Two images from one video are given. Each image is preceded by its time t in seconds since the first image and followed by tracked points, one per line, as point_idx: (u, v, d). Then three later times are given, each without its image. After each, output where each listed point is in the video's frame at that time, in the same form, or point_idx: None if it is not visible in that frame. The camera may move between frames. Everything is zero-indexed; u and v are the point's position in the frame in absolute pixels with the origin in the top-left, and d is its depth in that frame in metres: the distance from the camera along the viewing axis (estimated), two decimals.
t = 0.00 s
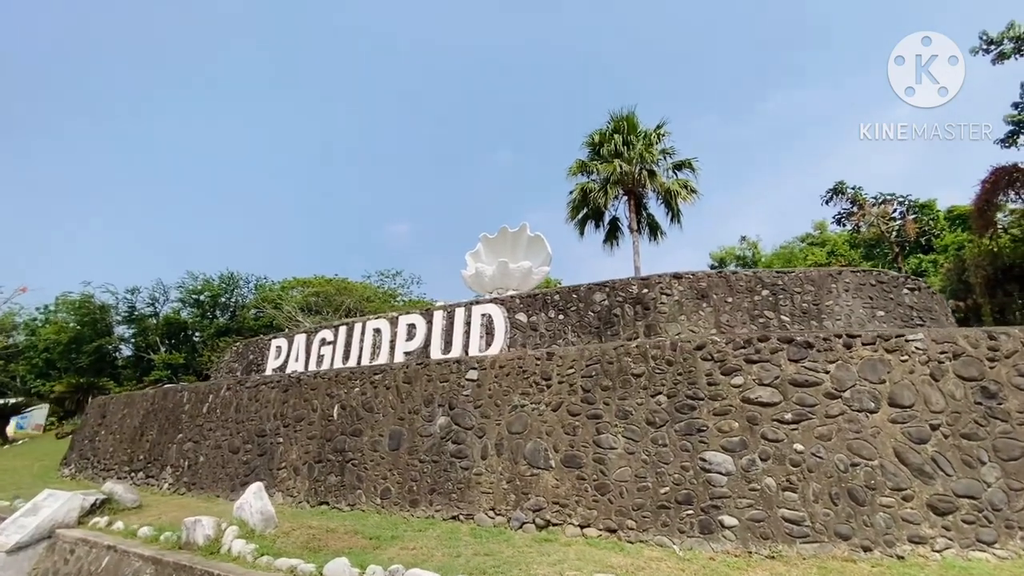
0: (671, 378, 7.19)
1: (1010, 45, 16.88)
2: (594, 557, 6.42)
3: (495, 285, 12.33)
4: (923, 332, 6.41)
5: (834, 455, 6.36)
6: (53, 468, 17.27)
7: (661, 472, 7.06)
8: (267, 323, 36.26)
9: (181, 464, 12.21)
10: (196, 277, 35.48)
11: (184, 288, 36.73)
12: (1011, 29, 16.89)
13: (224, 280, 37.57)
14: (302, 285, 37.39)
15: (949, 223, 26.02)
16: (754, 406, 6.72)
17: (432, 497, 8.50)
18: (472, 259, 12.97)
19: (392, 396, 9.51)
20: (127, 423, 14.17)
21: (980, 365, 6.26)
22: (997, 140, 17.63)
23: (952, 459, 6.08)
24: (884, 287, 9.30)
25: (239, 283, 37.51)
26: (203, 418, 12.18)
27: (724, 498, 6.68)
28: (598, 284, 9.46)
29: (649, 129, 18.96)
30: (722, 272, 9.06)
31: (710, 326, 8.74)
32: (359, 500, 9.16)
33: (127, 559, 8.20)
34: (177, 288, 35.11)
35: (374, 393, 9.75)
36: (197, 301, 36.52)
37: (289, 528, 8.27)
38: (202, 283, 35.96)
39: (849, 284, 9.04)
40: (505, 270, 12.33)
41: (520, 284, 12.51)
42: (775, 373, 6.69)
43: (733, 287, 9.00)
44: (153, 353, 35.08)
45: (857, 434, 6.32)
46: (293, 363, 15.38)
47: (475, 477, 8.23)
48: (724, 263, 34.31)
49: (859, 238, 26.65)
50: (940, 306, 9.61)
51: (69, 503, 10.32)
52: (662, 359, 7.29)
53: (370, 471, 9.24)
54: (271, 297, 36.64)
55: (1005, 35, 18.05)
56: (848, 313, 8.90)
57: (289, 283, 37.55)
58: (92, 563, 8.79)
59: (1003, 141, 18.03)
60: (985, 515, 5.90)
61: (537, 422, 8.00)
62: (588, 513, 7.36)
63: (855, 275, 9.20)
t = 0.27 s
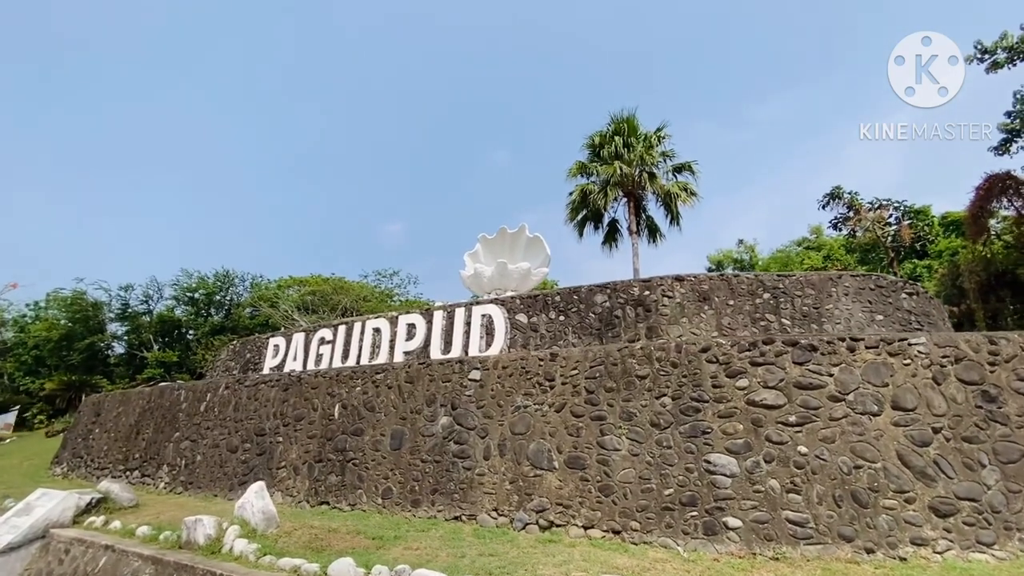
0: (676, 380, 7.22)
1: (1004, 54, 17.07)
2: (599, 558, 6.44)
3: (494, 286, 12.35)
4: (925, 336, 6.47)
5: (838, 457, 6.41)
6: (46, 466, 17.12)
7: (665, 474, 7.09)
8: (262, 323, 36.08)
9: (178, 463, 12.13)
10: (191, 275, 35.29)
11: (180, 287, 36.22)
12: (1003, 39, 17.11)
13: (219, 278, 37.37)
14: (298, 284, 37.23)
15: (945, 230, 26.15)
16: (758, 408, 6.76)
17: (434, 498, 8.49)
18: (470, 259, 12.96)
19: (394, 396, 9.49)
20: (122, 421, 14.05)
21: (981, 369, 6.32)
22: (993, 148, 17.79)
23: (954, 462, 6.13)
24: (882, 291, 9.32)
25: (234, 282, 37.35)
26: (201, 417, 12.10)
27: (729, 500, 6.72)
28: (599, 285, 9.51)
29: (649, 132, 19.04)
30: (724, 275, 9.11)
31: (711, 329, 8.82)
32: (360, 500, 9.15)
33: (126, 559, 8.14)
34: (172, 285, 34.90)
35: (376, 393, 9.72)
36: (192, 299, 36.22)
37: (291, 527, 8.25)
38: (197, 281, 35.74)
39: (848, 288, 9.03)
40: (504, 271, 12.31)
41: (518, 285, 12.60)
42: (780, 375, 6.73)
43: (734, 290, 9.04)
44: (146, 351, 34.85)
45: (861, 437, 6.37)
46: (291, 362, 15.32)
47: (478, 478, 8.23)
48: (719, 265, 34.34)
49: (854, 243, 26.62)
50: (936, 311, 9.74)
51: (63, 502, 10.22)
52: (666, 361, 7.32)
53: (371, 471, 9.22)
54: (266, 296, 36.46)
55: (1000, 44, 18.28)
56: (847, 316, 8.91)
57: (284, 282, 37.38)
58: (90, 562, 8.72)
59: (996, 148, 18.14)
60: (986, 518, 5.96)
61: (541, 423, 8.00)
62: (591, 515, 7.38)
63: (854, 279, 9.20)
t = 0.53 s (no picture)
0: (689, 388, 6.85)
1: None
2: None
3: (491, 286, 12.69)
4: (955, 343, 6.10)
5: (861, 472, 6.05)
6: (7, 477, 16.27)
7: (677, 489, 6.68)
8: (240, 324, 35.18)
9: (152, 474, 11.48)
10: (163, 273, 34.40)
11: (152, 285, 35.54)
12: None
13: (194, 276, 36.43)
14: (279, 284, 36.35)
15: (971, 229, 25.73)
16: (776, 419, 6.42)
17: (427, 513, 8.02)
18: (466, 259, 13.30)
19: (385, 404, 8.98)
20: (91, 429, 13.32)
21: (1015, 378, 5.90)
22: None
23: (985, 477, 5.76)
24: (908, 294, 8.98)
25: (210, 281, 36.44)
26: (176, 425, 11.45)
27: (744, 517, 6.32)
28: (606, 286, 9.32)
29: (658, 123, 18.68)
30: (739, 276, 8.76)
31: (725, 333, 8.51)
32: (349, 516, 8.66)
33: None
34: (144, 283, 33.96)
35: (365, 400, 9.20)
36: (165, 299, 35.38)
37: (274, 545, 7.71)
38: (170, 280, 34.89)
39: (871, 291, 8.76)
40: (501, 271, 12.73)
41: (516, 286, 12.93)
42: (800, 384, 6.40)
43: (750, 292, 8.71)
44: (116, 355, 33.90)
45: (885, 450, 6.02)
46: (273, 367, 14.72)
47: (475, 492, 7.77)
48: (735, 267, 34.25)
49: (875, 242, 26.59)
50: (967, 316, 9.24)
51: (28, 516, 9.51)
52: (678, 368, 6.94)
53: (360, 485, 8.72)
54: (246, 296, 35.55)
55: None
56: (871, 321, 8.64)
57: (266, 282, 36.50)
58: None
59: None
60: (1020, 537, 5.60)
61: (543, 434, 7.57)
62: (597, 532, 6.95)
63: (878, 282, 8.90)
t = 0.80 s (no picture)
0: (696, 393, 6.65)
1: None
2: None
3: (489, 286, 13.67)
4: (973, 346, 5.87)
5: (875, 481, 5.83)
6: None
7: (683, 498, 6.42)
8: (227, 325, 34.66)
9: (133, 483, 11.08)
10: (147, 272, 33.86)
11: (133, 283, 35.04)
12: None
13: (179, 275, 35.87)
14: (268, 284, 35.96)
15: (991, 227, 25.68)
16: (787, 426, 6.20)
17: (422, 523, 7.75)
18: (465, 258, 14.25)
19: (378, 409, 8.67)
20: (70, 435, 12.87)
21: None
22: None
23: (1004, 487, 5.54)
24: (924, 296, 9.43)
25: (195, 280, 35.92)
26: (159, 431, 11.06)
27: (754, 527, 6.07)
28: (609, 288, 9.77)
29: (664, 118, 18.49)
30: (748, 278, 9.21)
31: (734, 336, 8.97)
32: (340, 526, 8.35)
33: None
34: (126, 283, 33.40)
35: (357, 405, 8.89)
36: (147, 299, 34.83)
37: (262, 556, 7.38)
38: (153, 279, 34.32)
39: (887, 293, 9.22)
40: (500, 272, 13.64)
41: (516, 285, 13.78)
42: (812, 389, 6.21)
43: (759, 293, 9.23)
44: (95, 357, 33.36)
45: (900, 458, 5.81)
46: (261, 370, 14.36)
47: (472, 501, 7.50)
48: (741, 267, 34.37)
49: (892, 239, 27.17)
50: (985, 318, 9.74)
51: (4, 526, 9.06)
52: (685, 372, 6.74)
53: (352, 493, 8.42)
54: (231, 296, 34.95)
55: None
56: (886, 324, 9.09)
57: (254, 281, 35.96)
58: None
59: None
60: None
61: (543, 440, 7.31)
62: (600, 543, 6.68)
63: (895, 284, 9.31)
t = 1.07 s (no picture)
0: (705, 398, 6.43)
1: None
2: None
3: (489, 286, 13.48)
4: (995, 349, 5.69)
5: (893, 490, 5.60)
6: None
7: (691, 508, 6.14)
8: (213, 327, 34.15)
9: (115, 492, 10.67)
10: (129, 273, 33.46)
11: (115, 284, 34.60)
12: None
13: (162, 276, 35.29)
14: (256, 283, 34.97)
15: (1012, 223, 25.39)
16: (800, 432, 5.98)
17: (418, 534, 7.46)
18: (462, 258, 14.07)
19: (372, 415, 8.37)
20: (48, 443, 12.42)
21: None
22: None
23: None
24: (945, 296, 10.31)
25: (180, 281, 35.40)
26: (142, 438, 10.66)
27: (765, 539, 5.81)
28: (612, 290, 10.94)
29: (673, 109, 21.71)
30: (759, 280, 10.12)
31: (745, 337, 9.91)
32: (332, 537, 8.03)
33: None
34: (108, 285, 32.96)
35: (350, 411, 8.57)
36: (129, 300, 34.36)
37: (251, 569, 7.05)
38: (135, 280, 33.77)
39: (903, 293, 10.05)
40: (499, 272, 13.43)
41: (517, 285, 13.51)
42: (826, 394, 6.01)
43: (770, 294, 10.13)
44: (75, 361, 33.02)
45: (919, 466, 5.60)
46: (249, 374, 13.98)
47: (471, 511, 7.21)
48: (753, 264, 35.30)
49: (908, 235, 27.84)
50: (1004, 319, 10.98)
51: None
52: (694, 377, 6.53)
53: (344, 503, 8.10)
54: (216, 296, 34.31)
55: None
56: (904, 325, 9.95)
57: (241, 281, 35.05)
58: None
59: None
60: None
61: (545, 447, 7.05)
62: (604, 555, 6.40)
63: (913, 284, 10.15)
